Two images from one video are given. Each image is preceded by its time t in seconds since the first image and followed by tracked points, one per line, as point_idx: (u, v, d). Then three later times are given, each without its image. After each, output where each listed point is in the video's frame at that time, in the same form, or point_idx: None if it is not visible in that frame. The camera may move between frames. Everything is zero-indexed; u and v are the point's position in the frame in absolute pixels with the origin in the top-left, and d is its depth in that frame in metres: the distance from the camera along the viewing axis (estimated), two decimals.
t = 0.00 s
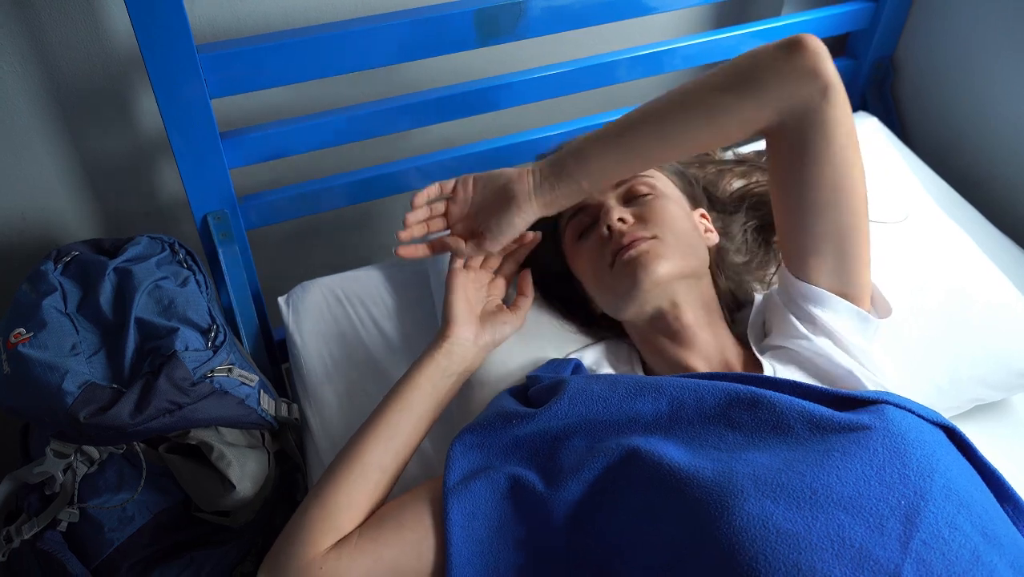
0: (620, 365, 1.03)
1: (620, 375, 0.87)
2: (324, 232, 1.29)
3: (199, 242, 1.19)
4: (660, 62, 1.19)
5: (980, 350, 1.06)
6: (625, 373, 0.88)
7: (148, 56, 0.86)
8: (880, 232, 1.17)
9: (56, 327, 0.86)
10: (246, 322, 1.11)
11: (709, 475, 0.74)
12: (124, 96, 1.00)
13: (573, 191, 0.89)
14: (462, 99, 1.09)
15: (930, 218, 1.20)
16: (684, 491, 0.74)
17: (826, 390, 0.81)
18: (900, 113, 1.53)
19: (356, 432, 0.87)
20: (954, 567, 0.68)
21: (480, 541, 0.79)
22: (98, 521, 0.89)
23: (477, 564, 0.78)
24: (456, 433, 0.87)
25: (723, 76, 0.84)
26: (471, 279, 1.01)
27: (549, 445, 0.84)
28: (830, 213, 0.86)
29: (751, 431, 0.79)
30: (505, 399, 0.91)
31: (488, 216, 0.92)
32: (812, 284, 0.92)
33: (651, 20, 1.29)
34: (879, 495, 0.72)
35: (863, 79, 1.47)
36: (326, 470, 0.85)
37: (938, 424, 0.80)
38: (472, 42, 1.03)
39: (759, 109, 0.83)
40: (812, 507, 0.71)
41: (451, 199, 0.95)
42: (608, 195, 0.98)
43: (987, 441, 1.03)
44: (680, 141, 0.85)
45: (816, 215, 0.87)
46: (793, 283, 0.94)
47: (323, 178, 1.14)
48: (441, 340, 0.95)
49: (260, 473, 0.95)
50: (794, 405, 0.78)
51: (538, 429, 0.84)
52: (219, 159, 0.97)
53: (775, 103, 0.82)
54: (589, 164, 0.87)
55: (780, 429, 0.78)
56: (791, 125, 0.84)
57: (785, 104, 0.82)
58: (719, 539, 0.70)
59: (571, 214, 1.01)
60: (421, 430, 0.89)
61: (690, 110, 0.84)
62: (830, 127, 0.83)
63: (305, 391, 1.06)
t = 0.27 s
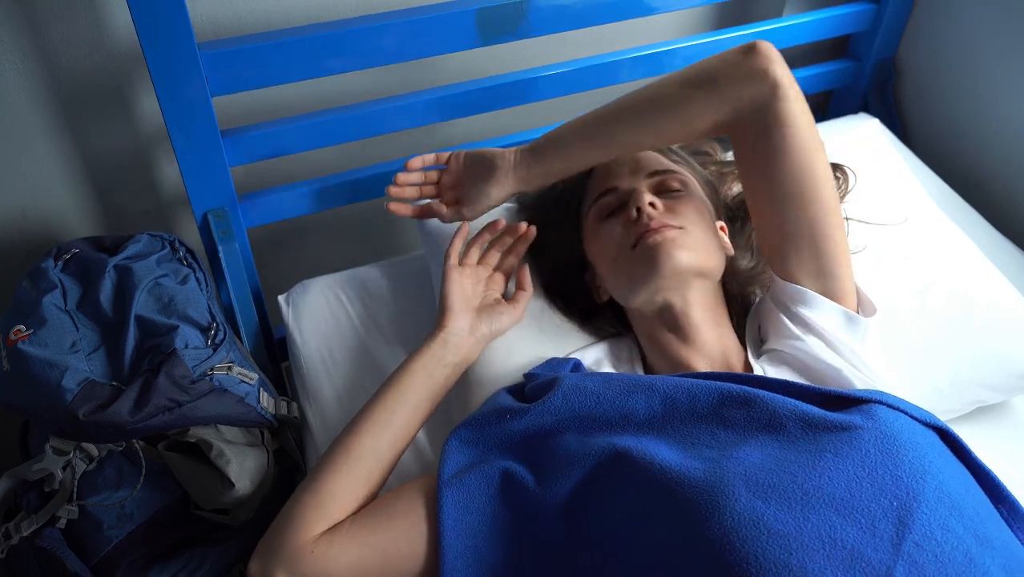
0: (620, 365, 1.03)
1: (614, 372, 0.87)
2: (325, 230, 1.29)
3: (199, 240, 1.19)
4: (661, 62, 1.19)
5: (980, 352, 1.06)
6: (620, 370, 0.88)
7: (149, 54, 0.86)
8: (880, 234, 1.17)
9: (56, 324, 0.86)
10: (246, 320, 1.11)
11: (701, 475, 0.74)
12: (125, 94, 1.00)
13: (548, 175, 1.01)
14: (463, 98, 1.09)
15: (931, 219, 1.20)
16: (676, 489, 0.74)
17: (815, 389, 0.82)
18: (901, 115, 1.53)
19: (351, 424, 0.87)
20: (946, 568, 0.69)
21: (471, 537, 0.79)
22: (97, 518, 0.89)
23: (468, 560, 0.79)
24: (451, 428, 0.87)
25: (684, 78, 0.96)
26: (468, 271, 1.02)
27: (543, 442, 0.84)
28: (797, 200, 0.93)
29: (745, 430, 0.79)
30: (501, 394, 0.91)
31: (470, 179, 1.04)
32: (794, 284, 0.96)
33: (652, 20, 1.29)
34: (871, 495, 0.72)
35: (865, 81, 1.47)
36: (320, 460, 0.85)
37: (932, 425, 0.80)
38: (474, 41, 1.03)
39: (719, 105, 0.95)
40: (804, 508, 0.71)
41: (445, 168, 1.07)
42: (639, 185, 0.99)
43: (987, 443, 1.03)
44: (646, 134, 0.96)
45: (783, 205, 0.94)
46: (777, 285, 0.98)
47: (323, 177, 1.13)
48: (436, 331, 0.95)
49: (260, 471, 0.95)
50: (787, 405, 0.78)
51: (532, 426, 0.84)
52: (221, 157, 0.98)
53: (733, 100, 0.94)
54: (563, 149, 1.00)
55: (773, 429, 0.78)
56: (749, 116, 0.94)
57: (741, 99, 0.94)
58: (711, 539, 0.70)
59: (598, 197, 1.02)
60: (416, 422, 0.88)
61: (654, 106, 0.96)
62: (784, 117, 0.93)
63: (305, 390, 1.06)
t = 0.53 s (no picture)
0: (621, 366, 1.03)
1: (615, 371, 0.87)
2: (324, 231, 1.29)
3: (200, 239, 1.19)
4: (662, 64, 1.19)
5: (980, 354, 1.06)
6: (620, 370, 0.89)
7: (151, 54, 0.86)
8: (880, 236, 1.16)
9: (56, 324, 0.86)
10: (246, 320, 1.11)
11: (701, 475, 0.74)
12: (126, 93, 1.00)
13: (541, 175, 1.08)
14: (464, 99, 1.09)
15: (930, 221, 1.20)
16: (676, 489, 0.74)
17: (814, 391, 0.82)
18: (902, 116, 1.53)
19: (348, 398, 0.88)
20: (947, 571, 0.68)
21: (468, 537, 0.79)
22: (98, 518, 0.89)
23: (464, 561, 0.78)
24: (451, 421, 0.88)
25: (665, 88, 1.01)
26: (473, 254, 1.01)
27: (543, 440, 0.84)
28: (781, 201, 0.95)
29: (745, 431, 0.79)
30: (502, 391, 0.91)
31: (468, 184, 1.10)
32: (792, 288, 0.97)
33: (654, 21, 1.29)
34: (872, 498, 0.72)
35: (866, 82, 1.47)
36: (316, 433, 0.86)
37: (933, 430, 0.80)
38: (475, 42, 1.03)
39: (699, 112, 1.00)
40: (805, 509, 0.71)
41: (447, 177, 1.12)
42: (674, 182, 0.98)
43: (986, 445, 1.02)
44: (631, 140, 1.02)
45: (770, 207, 0.96)
46: (775, 290, 0.99)
47: (324, 176, 1.13)
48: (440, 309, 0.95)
49: (260, 471, 0.95)
50: (787, 408, 0.78)
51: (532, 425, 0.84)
52: (222, 156, 0.97)
53: (711, 107, 0.99)
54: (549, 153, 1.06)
55: (773, 429, 0.78)
56: (727, 122, 0.99)
57: (718, 106, 0.99)
58: (710, 539, 0.70)
59: (629, 187, 1.00)
60: (412, 401, 0.88)
61: (635, 113, 1.01)
62: (761, 119, 0.96)
63: (305, 390, 1.05)
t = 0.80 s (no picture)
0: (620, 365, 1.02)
1: (614, 368, 0.87)
2: (323, 230, 1.29)
3: (199, 239, 1.19)
4: (661, 63, 1.19)
5: (980, 354, 1.05)
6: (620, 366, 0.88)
7: (150, 53, 0.86)
8: (878, 237, 1.16)
9: (55, 323, 0.86)
10: (246, 320, 1.11)
11: (699, 474, 0.74)
12: (125, 93, 1.00)
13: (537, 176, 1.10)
14: (463, 99, 1.09)
15: (929, 221, 1.20)
16: (674, 488, 0.74)
17: (812, 391, 0.82)
18: (902, 117, 1.52)
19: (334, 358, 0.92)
20: (946, 570, 0.68)
21: (465, 536, 0.80)
22: (97, 518, 0.89)
23: (460, 558, 0.79)
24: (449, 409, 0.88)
25: (657, 96, 1.04)
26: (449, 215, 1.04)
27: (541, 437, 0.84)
28: (772, 202, 0.97)
29: (743, 429, 0.79)
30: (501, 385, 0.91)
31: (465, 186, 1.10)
32: (789, 292, 0.97)
33: (654, 21, 1.29)
34: (870, 497, 0.72)
35: (866, 82, 1.47)
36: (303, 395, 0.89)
37: (932, 431, 0.80)
38: (474, 42, 1.03)
39: (689, 119, 1.02)
40: (803, 508, 0.71)
41: (433, 177, 1.09)
42: (693, 185, 0.98)
43: (986, 446, 1.02)
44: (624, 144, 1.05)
45: (762, 207, 0.97)
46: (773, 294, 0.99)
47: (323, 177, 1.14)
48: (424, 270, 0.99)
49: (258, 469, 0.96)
50: (785, 407, 0.78)
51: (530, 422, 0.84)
52: (221, 155, 0.97)
53: (700, 113, 1.02)
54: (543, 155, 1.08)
55: (771, 428, 0.78)
56: (715, 127, 1.01)
57: (707, 112, 1.01)
58: (708, 537, 0.69)
59: (648, 185, 0.99)
60: (397, 361, 0.91)
61: (629, 118, 1.04)
62: (749, 125, 0.99)
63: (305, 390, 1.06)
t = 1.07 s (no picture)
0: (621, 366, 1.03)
1: (614, 371, 0.87)
2: (323, 231, 1.29)
3: (199, 240, 1.19)
4: (661, 63, 1.19)
5: (980, 355, 1.05)
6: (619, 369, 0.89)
7: (150, 54, 0.86)
8: (879, 237, 1.16)
9: (56, 324, 0.86)
10: (246, 321, 1.11)
11: (698, 477, 0.74)
12: (125, 94, 1.00)
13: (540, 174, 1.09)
14: (463, 100, 1.09)
15: (929, 221, 1.20)
16: (673, 491, 0.73)
17: (811, 394, 0.82)
18: (902, 116, 1.52)
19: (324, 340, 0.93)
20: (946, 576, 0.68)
21: (464, 537, 0.81)
22: (97, 519, 0.89)
23: (458, 558, 0.80)
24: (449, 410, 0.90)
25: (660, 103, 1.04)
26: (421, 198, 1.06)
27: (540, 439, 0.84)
28: (776, 208, 0.97)
29: (743, 432, 0.79)
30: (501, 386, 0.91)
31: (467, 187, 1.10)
32: (797, 301, 0.97)
33: (654, 21, 1.29)
34: (870, 501, 0.72)
35: (865, 82, 1.47)
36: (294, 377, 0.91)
37: (933, 435, 0.80)
38: (474, 43, 1.03)
39: (693, 128, 1.03)
40: (802, 512, 0.71)
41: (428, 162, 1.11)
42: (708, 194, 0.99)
43: (986, 446, 1.02)
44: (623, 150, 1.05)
45: (766, 213, 0.98)
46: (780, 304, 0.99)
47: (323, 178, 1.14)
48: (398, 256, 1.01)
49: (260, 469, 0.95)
50: (785, 411, 0.78)
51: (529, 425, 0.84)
52: (221, 156, 0.97)
53: (704, 122, 1.02)
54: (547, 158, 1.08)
55: (771, 431, 0.78)
56: (720, 136, 1.01)
57: (711, 122, 1.02)
58: (706, 541, 0.70)
59: (664, 188, 0.99)
60: (386, 340, 0.94)
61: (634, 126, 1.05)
62: (754, 134, 1.00)
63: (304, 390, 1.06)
